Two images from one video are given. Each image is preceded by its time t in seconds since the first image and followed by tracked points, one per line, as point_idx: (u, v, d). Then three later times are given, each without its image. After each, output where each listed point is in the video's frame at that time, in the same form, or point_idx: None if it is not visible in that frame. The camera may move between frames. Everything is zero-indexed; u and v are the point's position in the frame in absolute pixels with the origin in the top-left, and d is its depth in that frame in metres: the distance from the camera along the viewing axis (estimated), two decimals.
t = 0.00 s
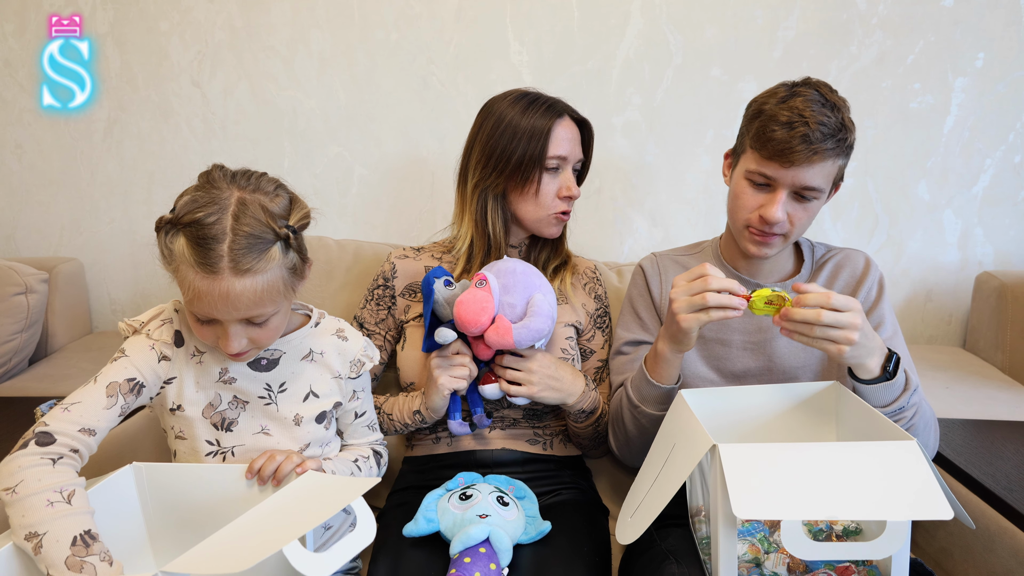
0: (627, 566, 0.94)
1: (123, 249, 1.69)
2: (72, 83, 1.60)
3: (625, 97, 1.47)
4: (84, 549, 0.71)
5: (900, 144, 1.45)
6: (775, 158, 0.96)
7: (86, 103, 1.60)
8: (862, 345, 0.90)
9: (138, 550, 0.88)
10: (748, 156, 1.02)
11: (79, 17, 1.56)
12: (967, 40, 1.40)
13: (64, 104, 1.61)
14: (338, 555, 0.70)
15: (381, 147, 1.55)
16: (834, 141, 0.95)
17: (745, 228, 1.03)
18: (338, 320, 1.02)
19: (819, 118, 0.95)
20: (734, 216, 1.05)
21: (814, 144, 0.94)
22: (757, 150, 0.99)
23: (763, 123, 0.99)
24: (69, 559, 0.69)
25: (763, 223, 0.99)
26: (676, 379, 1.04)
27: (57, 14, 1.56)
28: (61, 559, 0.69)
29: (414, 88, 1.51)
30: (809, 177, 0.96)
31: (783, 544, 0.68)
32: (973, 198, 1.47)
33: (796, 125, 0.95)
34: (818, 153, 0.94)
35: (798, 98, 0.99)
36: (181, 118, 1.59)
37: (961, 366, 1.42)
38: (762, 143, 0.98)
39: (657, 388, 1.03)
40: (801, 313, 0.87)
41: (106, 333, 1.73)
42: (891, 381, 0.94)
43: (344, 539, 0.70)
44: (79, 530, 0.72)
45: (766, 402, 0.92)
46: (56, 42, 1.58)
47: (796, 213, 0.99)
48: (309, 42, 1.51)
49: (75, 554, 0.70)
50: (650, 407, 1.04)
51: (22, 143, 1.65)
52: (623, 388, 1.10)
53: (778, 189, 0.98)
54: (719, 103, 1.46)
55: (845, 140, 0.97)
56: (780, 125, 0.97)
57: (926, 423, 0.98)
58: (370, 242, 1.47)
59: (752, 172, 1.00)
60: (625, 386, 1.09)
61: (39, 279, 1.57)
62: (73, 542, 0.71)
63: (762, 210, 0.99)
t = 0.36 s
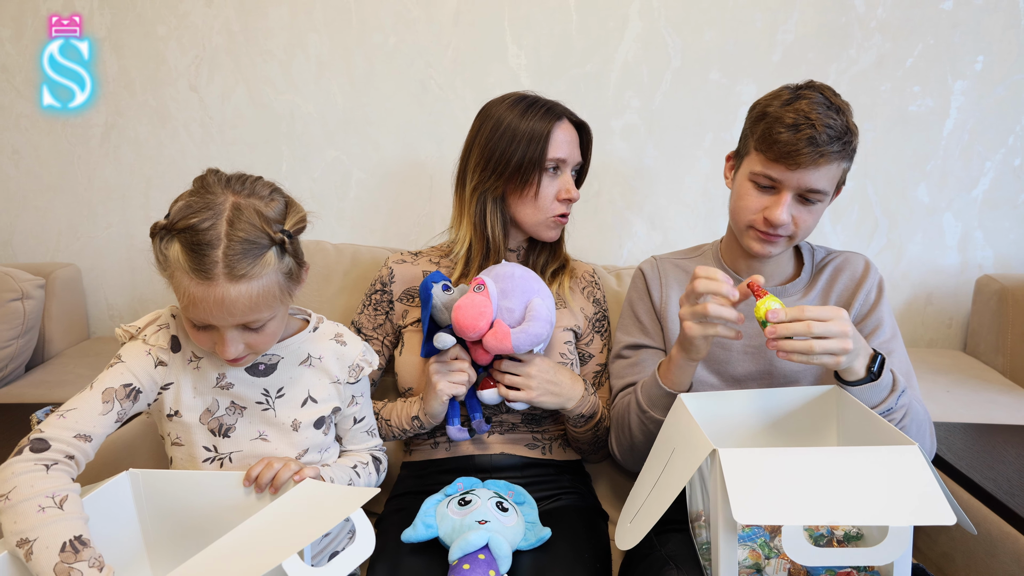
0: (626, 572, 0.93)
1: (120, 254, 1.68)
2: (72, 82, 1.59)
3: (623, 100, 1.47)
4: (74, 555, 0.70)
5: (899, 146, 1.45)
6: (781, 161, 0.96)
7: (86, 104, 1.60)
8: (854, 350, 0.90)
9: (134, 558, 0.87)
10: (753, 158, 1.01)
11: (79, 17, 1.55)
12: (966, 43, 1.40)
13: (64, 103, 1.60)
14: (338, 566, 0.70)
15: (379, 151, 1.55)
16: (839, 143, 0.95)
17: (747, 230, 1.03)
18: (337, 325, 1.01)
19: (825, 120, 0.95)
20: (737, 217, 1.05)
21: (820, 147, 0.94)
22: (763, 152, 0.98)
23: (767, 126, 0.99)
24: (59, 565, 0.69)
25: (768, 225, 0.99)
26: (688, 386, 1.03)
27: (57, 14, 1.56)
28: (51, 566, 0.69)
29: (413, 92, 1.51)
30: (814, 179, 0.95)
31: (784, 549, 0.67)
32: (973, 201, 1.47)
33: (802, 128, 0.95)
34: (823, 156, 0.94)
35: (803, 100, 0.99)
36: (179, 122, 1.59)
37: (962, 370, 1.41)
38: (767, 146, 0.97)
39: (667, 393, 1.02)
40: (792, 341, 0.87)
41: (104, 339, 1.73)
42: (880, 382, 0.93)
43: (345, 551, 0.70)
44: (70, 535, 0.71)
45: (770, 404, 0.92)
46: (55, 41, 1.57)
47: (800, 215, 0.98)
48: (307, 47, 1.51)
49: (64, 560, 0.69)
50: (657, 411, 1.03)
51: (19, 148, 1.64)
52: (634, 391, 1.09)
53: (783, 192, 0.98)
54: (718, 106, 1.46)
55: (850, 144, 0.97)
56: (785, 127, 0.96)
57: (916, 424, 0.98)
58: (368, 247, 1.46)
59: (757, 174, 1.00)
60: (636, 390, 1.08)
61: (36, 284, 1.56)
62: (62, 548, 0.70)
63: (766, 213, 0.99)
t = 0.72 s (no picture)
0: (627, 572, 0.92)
1: (117, 255, 1.67)
2: (72, 81, 1.58)
3: (622, 97, 1.46)
4: (71, 562, 0.69)
5: (900, 143, 1.44)
6: (777, 153, 0.95)
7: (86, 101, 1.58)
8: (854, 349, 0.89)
9: (129, 561, 0.86)
10: (749, 153, 1.01)
11: (79, 17, 1.54)
12: (967, 39, 1.39)
13: (64, 103, 1.59)
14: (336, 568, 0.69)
15: (377, 150, 1.54)
16: (836, 134, 0.94)
17: (746, 225, 1.02)
18: (335, 324, 1.00)
19: (821, 112, 0.95)
20: (736, 213, 1.03)
21: (816, 138, 0.93)
22: (759, 145, 0.98)
23: (762, 119, 0.98)
24: (56, 572, 0.67)
25: (767, 219, 0.98)
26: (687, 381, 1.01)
27: (56, 14, 1.55)
28: (47, 573, 0.67)
29: (410, 90, 1.50)
30: (812, 172, 0.94)
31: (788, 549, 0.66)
32: (974, 197, 1.46)
33: (798, 120, 0.94)
34: (820, 147, 0.93)
35: (799, 93, 0.98)
36: (175, 122, 1.58)
37: (964, 367, 1.40)
38: (764, 139, 0.97)
39: (668, 387, 1.01)
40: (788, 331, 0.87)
41: (101, 340, 1.71)
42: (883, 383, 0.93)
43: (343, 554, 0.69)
44: (66, 542, 0.70)
45: (771, 402, 0.91)
46: (55, 42, 1.56)
47: (800, 209, 0.97)
48: (304, 45, 1.50)
49: (61, 567, 0.68)
50: (660, 407, 1.02)
51: (14, 148, 1.63)
52: (631, 386, 1.09)
53: (781, 186, 0.97)
54: (717, 103, 1.45)
55: (847, 135, 0.96)
56: (782, 120, 0.96)
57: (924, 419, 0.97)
58: (365, 245, 1.45)
59: (754, 168, 0.99)
60: (633, 384, 1.07)
61: (31, 286, 1.55)
62: (60, 554, 0.69)
63: (765, 207, 0.98)
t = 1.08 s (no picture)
0: (629, 568, 0.92)
1: (115, 249, 1.67)
2: (72, 82, 1.57)
3: (623, 91, 1.45)
4: (70, 561, 0.68)
5: (902, 137, 1.43)
6: (776, 142, 0.95)
7: (85, 108, 1.58)
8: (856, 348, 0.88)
9: (129, 555, 0.86)
10: (748, 143, 1.00)
11: (79, 17, 1.53)
12: (970, 32, 1.38)
13: (64, 105, 1.58)
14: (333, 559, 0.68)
15: (376, 143, 1.53)
16: (834, 121, 0.94)
17: (749, 217, 1.01)
18: (337, 318, 1.00)
19: (818, 98, 0.94)
20: (736, 204, 1.03)
21: (814, 125, 0.92)
22: (758, 134, 0.97)
23: (761, 108, 0.98)
24: (55, 572, 0.67)
25: (767, 209, 0.97)
26: (690, 369, 1.01)
27: (56, 13, 1.54)
28: (46, 572, 0.67)
29: (410, 83, 1.49)
30: (812, 159, 0.94)
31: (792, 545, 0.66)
32: (976, 191, 1.46)
33: (795, 107, 0.94)
34: (818, 134, 0.92)
35: (796, 81, 0.98)
36: (174, 115, 1.57)
37: (966, 362, 1.40)
38: (762, 127, 0.96)
39: (673, 376, 1.00)
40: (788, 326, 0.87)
41: (100, 334, 1.71)
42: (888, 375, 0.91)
43: (341, 545, 0.69)
44: (64, 541, 0.69)
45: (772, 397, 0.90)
46: (55, 42, 1.55)
47: (801, 198, 0.97)
48: (303, 38, 1.49)
49: (60, 566, 0.68)
50: (660, 397, 1.02)
51: (12, 141, 1.62)
52: (634, 376, 1.08)
53: (781, 174, 0.97)
54: (718, 96, 1.44)
55: (845, 122, 0.96)
56: (779, 108, 0.95)
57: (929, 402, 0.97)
58: (365, 239, 1.44)
59: (753, 157, 0.98)
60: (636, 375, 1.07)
61: (29, 279, 1.54)
62: (59, 553, 0.68)
63: (765, 197, 0.97)
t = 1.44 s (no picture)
0: (630, 568, 0.92)
1: (114, 248, 1.66)
2: (72, 82, 1.56)
3: (622, 88, 1.45)
4: (69, 566, 0.69)
5: (902, 133, 1.43)
6: (778, 139, 0.94)
7: (86, 106, 1.57)
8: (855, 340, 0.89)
9: (130, 558, 0.86)
10: (749, 140, 1.00)
11: (79, 17, 1.52)
12: (971, 27, 1.38)
13: (64, 104, 1.58)
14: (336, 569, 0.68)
15: (375, 142, 1.53)
16: (836, 117, 0.93)
17: (751, 215, 1.00)
18: (336, 318, 1.00)
19: (819, 95, 0.94)
20: (737, 202, 1.02)
21: (817, 121, 0.92)
22: (760, 131, 0.97)
23: (762, 105, 0.97)
24: None
25: (770, 206, 0.97)
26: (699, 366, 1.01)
27: (56, 14, 1.53)
28: None
29: (408, 81, 1.49)
30: (814, 155, 0.94)
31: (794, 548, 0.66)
32: (977, 187, 1.45)
33: (798, 103, 0.94)
34: (820, 130, 0.92)
35: (796, 77, 0.98)
36: (172, 114, 1.56)
37: (967, 359, 1.40)
38: (766, 124, 0.95)
39: (680, 372, 1.00)
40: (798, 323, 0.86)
41: (100, 334, 1.71)
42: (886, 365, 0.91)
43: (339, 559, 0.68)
44: (63, 546, 0.70)
45: (773, 397, 0.90)
46: (55, 42, 1.55)
47: (804, 194, 0.96)
48: (301, 36, 1.48)
49: (59, 571, 0.68)
50: (667, 393, 1.01)
51: (10, 141, 1.61)
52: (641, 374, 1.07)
53: (783, 172, 0.96)
54: (718, 93, 1.44)
55: (846, 118, 0.96)
56: (781, 104, 0.95)
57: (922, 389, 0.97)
58: (364, 238, 1.44)
59: (756, 154, 0.98)
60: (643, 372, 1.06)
61: (27, 279, 1.53)
62: (57, 559, 0.68)
63: (768, 194, 0.97)
